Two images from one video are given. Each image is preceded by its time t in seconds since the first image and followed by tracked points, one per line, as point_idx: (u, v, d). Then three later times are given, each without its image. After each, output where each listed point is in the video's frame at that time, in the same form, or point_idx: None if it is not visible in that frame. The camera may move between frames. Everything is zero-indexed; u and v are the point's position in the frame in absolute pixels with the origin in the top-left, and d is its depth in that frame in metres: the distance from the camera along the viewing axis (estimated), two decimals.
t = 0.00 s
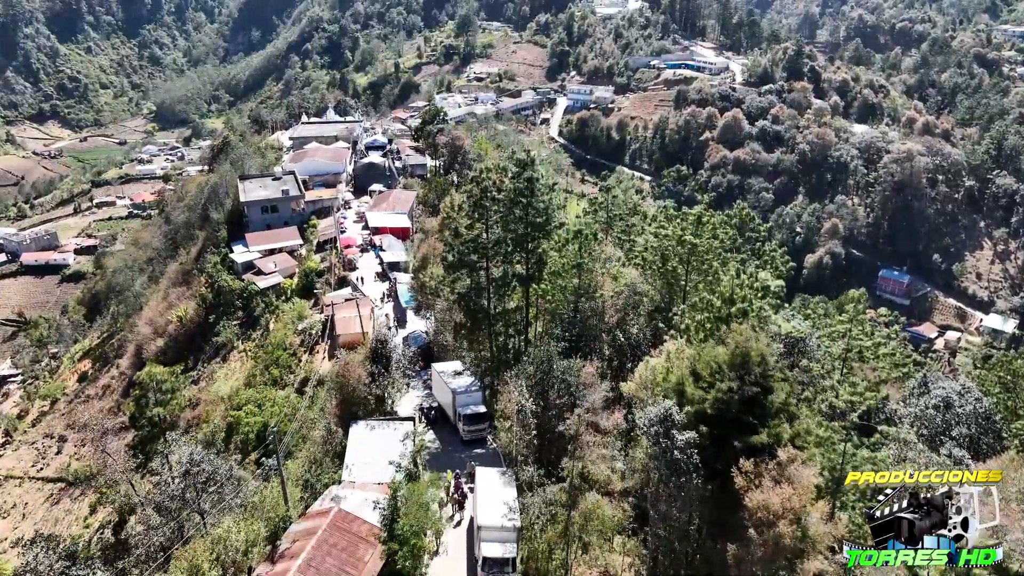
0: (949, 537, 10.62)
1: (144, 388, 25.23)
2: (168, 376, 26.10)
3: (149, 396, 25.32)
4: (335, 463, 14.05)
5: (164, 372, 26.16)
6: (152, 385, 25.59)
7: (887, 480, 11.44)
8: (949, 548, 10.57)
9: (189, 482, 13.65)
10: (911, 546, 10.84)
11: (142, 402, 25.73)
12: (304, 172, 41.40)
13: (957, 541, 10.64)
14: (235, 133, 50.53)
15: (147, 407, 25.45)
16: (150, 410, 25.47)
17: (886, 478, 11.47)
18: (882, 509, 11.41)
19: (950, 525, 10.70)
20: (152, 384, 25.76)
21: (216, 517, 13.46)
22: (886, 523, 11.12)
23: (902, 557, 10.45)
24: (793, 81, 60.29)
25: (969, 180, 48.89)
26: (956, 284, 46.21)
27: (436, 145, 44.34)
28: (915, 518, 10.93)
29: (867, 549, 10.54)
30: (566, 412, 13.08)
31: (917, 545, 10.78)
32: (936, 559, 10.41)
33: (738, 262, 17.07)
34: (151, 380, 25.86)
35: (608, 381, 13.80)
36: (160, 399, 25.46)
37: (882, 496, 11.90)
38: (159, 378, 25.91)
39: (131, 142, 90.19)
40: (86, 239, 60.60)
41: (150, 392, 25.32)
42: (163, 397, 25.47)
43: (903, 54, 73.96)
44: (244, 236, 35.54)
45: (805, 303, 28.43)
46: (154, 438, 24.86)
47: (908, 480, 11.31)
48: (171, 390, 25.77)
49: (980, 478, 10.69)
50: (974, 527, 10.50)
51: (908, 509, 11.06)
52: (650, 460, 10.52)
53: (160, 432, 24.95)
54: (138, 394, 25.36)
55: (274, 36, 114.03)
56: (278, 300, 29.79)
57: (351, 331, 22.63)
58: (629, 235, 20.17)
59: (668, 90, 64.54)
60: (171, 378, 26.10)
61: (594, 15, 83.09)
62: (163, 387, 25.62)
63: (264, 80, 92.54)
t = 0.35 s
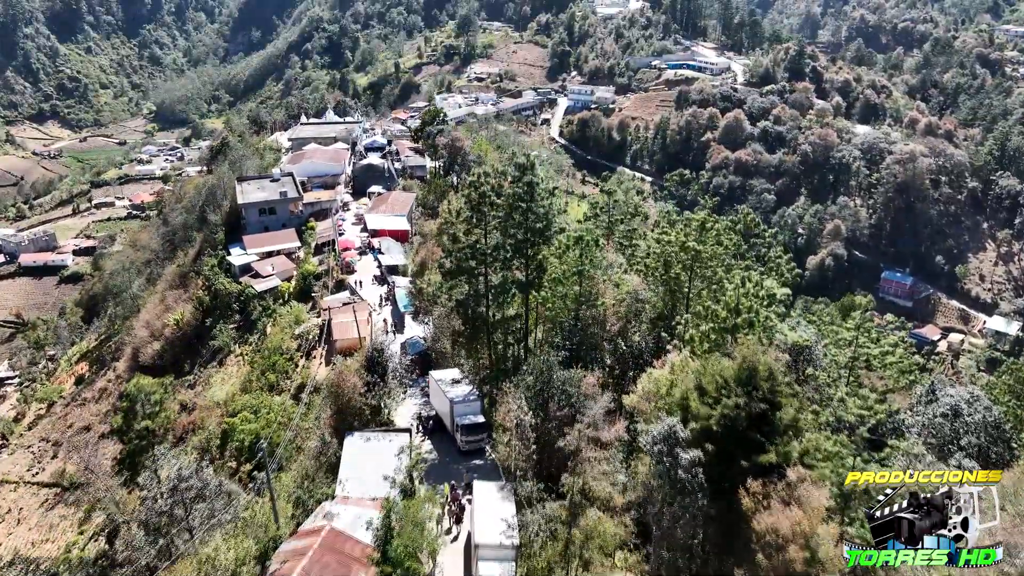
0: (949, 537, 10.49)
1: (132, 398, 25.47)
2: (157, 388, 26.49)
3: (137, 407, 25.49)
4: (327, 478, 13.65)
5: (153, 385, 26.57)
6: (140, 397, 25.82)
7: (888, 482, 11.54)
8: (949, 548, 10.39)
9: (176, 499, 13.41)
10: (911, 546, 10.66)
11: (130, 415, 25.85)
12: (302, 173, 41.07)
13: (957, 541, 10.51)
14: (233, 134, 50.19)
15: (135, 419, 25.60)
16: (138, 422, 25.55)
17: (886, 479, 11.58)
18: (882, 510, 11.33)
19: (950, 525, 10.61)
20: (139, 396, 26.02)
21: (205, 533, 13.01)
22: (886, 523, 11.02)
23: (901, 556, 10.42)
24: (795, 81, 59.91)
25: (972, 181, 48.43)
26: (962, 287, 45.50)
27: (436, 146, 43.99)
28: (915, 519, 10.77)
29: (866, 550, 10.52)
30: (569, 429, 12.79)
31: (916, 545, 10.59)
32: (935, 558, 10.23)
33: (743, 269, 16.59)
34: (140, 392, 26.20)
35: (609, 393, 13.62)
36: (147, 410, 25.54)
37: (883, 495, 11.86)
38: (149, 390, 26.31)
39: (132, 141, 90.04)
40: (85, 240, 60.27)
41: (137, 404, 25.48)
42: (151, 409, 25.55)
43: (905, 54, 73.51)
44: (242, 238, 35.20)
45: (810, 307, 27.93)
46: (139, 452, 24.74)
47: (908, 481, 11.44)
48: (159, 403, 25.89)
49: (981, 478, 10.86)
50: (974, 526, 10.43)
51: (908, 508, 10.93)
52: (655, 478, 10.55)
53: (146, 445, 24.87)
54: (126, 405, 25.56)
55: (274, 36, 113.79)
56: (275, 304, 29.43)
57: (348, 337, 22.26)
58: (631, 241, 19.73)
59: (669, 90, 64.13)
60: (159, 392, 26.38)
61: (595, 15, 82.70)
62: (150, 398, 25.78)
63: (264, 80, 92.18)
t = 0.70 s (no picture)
0: (949, 537, 10.92)
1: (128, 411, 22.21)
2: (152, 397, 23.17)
3: (133, 419, 22.38)
4: (328, 494, 13.47)
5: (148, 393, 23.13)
6: (135, 408, 22.55)
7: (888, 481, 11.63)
8: (948, 548, 10.79)
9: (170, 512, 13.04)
10: (910, 545, 10.94)
11: (122, 426, 22.74)
12: (308, 173, 40.84)
13: (955, 540, 10.94)
14: (240, 135, 50.03)
15: (128, 431, 22.48)
16: (131, 434, 22.60)
17: (886, 478, 11.65)
18: (881, 509, 11.27)
19: (949, 525, 11.03)
20: (134, 406, 22.70)
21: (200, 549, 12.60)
22: (886, 523, 11.05)
23: (903, 555, 10.63)
24: (805, 82, 59.30)
25: (985, 184, 47.66)
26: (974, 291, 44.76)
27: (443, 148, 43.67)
28: (915, 518, 11.07)
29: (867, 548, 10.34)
30: (576, 444, 12.51)
31: (916, 545, 10.91)
32: (936, 558, 10.59)
33: (755, 277, 16.23)
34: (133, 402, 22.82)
35: (616, 406, 13.46)
36: (143, 424, 22.54)
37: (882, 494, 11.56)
38: (143, 400, 22.90)
39: (141, 141, 90.32)
40: (93, 239, 60.26)
41: (133, 416, 22.33)
42: (147, 422, 22.64)
43: (916, 54, 72.59)
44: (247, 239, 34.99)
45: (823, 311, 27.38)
46: (134, 467, 22.28)
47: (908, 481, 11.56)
48: (155, 414, 22.99)
49: (980, 480, 11.58)
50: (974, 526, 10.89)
51: (908, 508, 11.19)
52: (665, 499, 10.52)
53: (141, 460, 22.38)
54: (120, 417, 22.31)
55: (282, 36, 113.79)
56: (279, 306, 29.18)
57: (352, 341, 22.00)
58: (641, 247, 19.37)
59: (678, 90, 63.60)
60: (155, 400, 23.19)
61: (603, 15, 82.15)
62: (147, 410, 22.62)
63: (272, 80, 92.17)
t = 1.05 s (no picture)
0: (949, 537, 10.54)
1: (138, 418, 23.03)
2: (163, 402, 23.84)
3: (143, 426, 23.24)
4: (338, 505, 13.38)
5: (158, 399, 23.79)
6: (145, 414, 23.31)
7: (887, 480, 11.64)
8: (948, 548, 10.50)
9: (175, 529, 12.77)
10: (911, 545, 10.65)
11: (135, 431, 23.64)
12: (329, 173, 40.90)
13: (956, 541, 10.57)
14: (263, 134, 50.31)
15: (139, 437, 23.35)
16: (142, 440, 23.51)
17: (887, 479, 11.66)
18: (882, 508, 11.13)
19: (949, 524, 10.60)
20: (144, 412, 23.47)
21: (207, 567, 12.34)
22: (886, 522, 10.88)
23: (901, 557, 10.48)
24: (831, 84, 58.23)
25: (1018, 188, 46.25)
26: (1005, 297, 43.61)
27: (463, 148, 43.45)
28: (915, 518, 10.74)
29: (865, 551, 10.16)
30: (594, 461, 12.19)
31: (916, 545, 10.60)
32: (936, 558, 10.34)
33: (781, 287, 15.70)
34: (144, 407, 23.55)
35: (638, 420, 13.20)
36: (153, 430, 23.38)
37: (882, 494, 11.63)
38: (153, 406, 23.57)
39: (166, 139, 91.39)
40: (118, 237, 61.02)
41: (143, 423, 23.19)
42: (157, 428, 23.43)
43: (947, 55, 70.86)
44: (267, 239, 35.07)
45: (851, 317, 26.66)
46: (143, 474, 23.07)
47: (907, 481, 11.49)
48: (166, 420, 23.74)
49: (980, 479, 11.25)
50: (974, 527, 10.44)
51: (908, 508, 10.87)
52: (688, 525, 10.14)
53: (150, 467, 23.25)
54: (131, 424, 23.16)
55: (306, 36, 114.61)
56: (297, 307, 29.20)
57: (368, 345, 21.92)
58: (662, 255, 18.88)
59: (701, 92, 62.77)
60: (166, 406, 23.83)
61: (627, 15, 81.39)
62: (158, 417, 23.49)
63: (295, 79, 92.75)
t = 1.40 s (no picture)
0: (949, 537, 9.30)
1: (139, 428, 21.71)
2: (164, 412, 22.66)
3: (144, 437, 21.86)
4: (342, 518, 13.12)
5: (160, 409, 22.65)
6: (147, 424, 22.07)
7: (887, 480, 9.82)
8: (950, 549, 9.21)
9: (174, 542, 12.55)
10: (910, 547, 9.42)
11: (133, 444, 22.18)
12: (342, 174, 40.76)
13: (958, 542, 9.31)
14: (277, 134, 50.31)
15: (139, 449, 21.89)
16: (142, 453, 22.02)
17: (885, 478, 9.84)
18: (880, 508, 9.81)
19: (950, 524, 9.39)
20: (146, 423, 22.17)
21: None
22: (884, 522, 9.63)
23: (902, 557, 9.17)
24: (850, 85, 57.27)
25: None
26: None
27: (476, 149, 43.07)
28: (915, 518, 9.51)
29: (865, 550, 9.32)
30: (606, 480, 12.09)
31: (916, 546, 9.36)
32: (936, 558, 9.02)
33: (801, 297, 15.29)
34: (144, 418, 22.28)
35: (650, 435, 13.11)
36: (154, 441, 22.05)
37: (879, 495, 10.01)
38: (154, 416, 22.39)
39: (183, 137, 91.95)
40: (133, 235, 61.35)
41: (144, 434, 21.84)
42: (158, 440, 22.11)
43: (970, 55, 69.47)
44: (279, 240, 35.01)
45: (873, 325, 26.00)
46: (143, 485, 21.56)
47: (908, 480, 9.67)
48: (167, 431, 22.42)
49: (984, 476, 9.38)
50: (975, 527, 9.21)
51: (908, 508, 9.61)
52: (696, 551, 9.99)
53: (151, 479, 21.71)
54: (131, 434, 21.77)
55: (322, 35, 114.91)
56: (308, 309, 29.05)
57: (377, 348, 21.64)
58: (679, 263, 18.56)
59: (717, 92, 62.01)
60: (168, 416, 22.68)
61: (643, 15, 80.67)
62: (160, 427, 22.23)
63: (310, 78, 92.96)
